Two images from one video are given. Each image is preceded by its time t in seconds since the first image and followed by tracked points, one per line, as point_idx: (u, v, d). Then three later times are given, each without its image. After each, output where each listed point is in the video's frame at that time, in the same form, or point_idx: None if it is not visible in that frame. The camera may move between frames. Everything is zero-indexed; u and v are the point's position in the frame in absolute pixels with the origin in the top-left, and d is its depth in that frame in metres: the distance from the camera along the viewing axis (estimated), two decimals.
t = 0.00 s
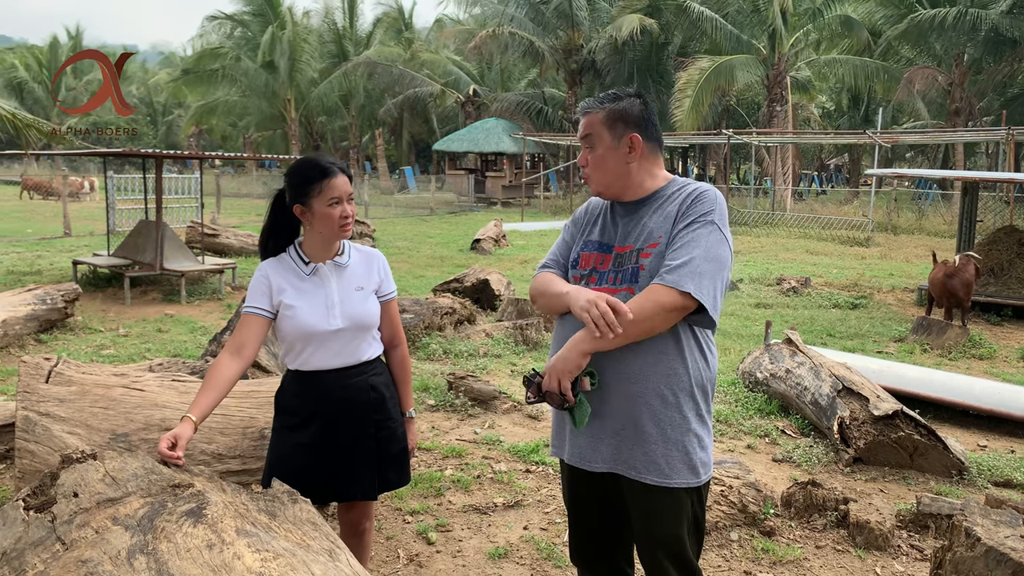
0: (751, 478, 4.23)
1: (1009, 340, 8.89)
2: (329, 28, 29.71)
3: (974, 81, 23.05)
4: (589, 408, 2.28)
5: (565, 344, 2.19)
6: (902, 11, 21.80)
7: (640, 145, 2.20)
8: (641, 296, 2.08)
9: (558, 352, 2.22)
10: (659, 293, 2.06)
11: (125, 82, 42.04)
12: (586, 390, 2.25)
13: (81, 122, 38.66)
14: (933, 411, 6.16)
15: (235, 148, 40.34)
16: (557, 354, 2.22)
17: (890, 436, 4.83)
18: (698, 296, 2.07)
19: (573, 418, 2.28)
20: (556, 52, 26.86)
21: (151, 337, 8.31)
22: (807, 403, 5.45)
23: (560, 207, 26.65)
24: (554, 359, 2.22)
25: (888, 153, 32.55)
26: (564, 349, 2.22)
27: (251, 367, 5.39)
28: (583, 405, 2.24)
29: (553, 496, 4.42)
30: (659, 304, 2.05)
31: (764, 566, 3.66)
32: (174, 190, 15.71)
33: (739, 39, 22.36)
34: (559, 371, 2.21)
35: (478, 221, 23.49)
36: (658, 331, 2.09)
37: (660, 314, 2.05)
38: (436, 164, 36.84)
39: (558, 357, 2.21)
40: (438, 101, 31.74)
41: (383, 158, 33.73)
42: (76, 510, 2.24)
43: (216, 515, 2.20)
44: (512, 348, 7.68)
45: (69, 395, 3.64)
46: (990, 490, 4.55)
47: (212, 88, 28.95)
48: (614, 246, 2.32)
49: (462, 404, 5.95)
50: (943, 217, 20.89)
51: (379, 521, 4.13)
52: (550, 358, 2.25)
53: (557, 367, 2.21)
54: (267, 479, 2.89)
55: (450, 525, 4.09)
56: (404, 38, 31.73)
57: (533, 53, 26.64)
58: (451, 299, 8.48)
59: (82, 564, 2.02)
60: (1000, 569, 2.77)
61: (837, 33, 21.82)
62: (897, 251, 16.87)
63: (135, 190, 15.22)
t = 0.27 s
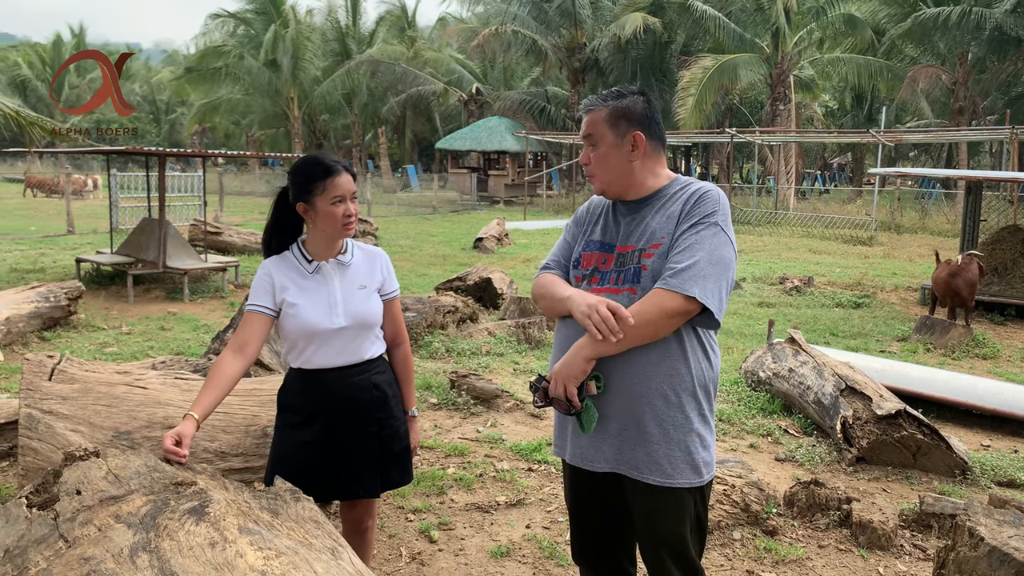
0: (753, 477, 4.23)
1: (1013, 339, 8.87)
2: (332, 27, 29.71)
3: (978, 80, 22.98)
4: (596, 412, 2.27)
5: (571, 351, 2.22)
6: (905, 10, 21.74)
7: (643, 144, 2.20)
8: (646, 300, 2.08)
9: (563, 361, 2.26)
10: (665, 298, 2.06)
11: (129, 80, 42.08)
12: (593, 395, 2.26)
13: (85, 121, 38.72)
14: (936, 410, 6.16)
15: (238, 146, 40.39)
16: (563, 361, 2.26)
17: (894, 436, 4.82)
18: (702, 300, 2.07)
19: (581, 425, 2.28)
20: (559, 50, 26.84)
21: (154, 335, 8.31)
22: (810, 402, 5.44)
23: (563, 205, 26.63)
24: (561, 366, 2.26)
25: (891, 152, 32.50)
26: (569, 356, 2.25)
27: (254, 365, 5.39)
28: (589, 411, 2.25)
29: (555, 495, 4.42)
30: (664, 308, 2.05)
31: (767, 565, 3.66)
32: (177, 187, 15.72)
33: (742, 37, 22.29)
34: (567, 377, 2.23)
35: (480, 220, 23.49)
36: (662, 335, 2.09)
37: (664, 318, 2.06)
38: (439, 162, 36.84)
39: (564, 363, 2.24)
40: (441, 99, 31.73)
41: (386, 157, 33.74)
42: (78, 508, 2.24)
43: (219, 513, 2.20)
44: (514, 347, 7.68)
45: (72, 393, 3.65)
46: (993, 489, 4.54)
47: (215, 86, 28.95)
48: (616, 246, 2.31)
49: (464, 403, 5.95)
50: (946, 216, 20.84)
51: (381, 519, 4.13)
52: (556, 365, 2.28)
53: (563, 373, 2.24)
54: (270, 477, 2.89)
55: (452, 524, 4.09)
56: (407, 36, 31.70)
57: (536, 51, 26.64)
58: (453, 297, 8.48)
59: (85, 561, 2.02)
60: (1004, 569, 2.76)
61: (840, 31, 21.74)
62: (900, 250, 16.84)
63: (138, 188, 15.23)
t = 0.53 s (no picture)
0: (756, 476, 4.22)
1: (1016, 339, 8.85)
2: (334, 26, 29.72)
3: (981, 79, 22.92)
4: (608, 418, 2.27)
5: (585, 356, 2.14)
6: (908, 8, 21.67)
7: (645, 142, 2.20)
8: (665, 306, 2.05)
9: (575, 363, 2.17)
10: (679, 303, 2.04)
11: (131, 79, 42.08)
12: (605, 399, 2.24)
13: (87, 119, 38.74)
14: (939, 410, 6.15)
15: (240, 145, 40.40)
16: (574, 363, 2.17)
17: (896, 435, 4.81)
18: (713, 304, 2.06)
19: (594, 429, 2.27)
20: (561, 49, 26.84)
21: (156, 334, 8.31)
22: (812, 402, 5.44)
23: (565, 204, 26.60)
24: (573, 369, 2.17)
25: (894, 151, 32.43)
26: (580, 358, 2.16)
27: (256, 363, 5.39)
28: (602, 416, 2.24)
29: (558, 494, 4.41)
30: (678, 313, 2.03)
31: (770, 565, 3.65)
32: (179, 186, 15.72)
33: (745, 36, 22.24)
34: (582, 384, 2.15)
35: (483, 219, 23.47)
36: (677, 340, 2.07)
37: (682, 324, 2.04)
38: (441, 161, 36.84)
39: (576, 366, 2.16)
40: (443, 98, 31.71)
41: (388, 156, 33.73)
42: (81, 507, 2.23)
43: (221, 512, 2.20)
44: (516, 346, 7.67)
45: (75, 391, 3.65)
46: (996, 489, 4.53)
47: (218, 84, 28.94)
48: (619, 246, 2.30)
49: (467, 402, 5.94)
50: (950, 215, 20.78)
51: (383, 518, 4.13)
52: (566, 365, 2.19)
53: (577, 376, 2.15)
54: (272, 476, 2.88)
55: (454, 523, 4.09)
56: (409, 35, 31.67)
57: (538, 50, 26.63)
58: (455, 296, 8.47)
59: (87, 560, 2.02)
60: (1008, 569, 2.76)
61: (843, 30, 21.68)
62: (903, 250, 16.80)
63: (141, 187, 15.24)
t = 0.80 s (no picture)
0: (757, 476, 4.22)
1: (1018, 338, 8.84)
2: (335, 25, 29.75)
3: (981, 78, 22.92)
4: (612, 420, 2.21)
5: (616, 358, 2.01)
6: (908, 7, 21.65)
7: (644, 140, 2.20)
8: (688, 315, 2.02)
9: (600, 362, 2.03)
10: (697, 310, 2.01)
11: (132, 79, 42.08)
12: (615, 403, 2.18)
13: (88, 119, 38.78)
14: (940, 409, 6.15)
15: (241, 145, 40.41)
16: (598, 361, 2.03)
17: (898, 434, 4.81)
18: (731, 312, 2.04)
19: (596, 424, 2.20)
20: (562, 49, 26.86)
21: (158, 334, 8.32)
22: (814, 401, 5.43)
23: (566, 204, 26.60)
24: (599, 371, 2.02)
25: (895, 150, 32.41)
26: (605, 356, 2.04)
27: (257, 363, 5.39)
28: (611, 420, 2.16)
29: (559, 494, 4.41)
30: (696, 320, 2.00)
31: (771, 564, 3.65)
32: (180, 186, 15.72)
33: (746, 36, 22.23)
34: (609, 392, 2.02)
35: (483, 218, 23.46)
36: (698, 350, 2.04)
37: (708, 336, 2.02)
38: (442, 160, 36.86)
39: (600, 367, 2.02)
40: (444, 97, 31.71)
41: (389, 155, 33.74)
42: (82, 507, 2.24)
43: (222, 512, 2.19)
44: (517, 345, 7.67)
45: (76, 391, 3.66)
46: (998, 488, 4.52)
47: (219, 84, 28.95)
48: (618, 246, 2.29)
49: (468, 402, 5.94)
50: (951, 215, 20.77)
51: (384, 518, 4.13)
52: (591, 360, 2.04)
53: (607, 386, 2.02)
54: (272, 476, 2.88)
55: (455, 522, 4.09)
56: (410, 34, 31.65)
57: (539, 49, 26.64)
58: (456, 295, 8.47)
59: (88, 560, 2.02)
60: (1009, 568, 2.75)
61: (844, 29, 21.66)
62: (904, 249, 16.77)
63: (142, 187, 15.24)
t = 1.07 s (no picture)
0: (757, 475, 4.22)
1: (1017, 337, 8.85)
2: (334, 25, 29.74)
3: (980, 77, 22.95)
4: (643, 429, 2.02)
5: (647, 356, 1.83)
6: (908, 6, 21.64)
7: (642, 139, 2.19)
8: (709, 310, 1.95)
9: (633, 361, 1.83)
10: (718, 304, 1.95)
11: (130, 79, 42.05)
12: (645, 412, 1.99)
13: (87, 119, 38.79)
14: (939, 408, 6.15)
15: (240, 144, 40.41)
16: (629, 360, 1.84)
17: (897, 434, 4.80)
18: (747, 305, 2.01)
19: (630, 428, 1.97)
20: (561, 48, 26.89)
21: (157, 334, 8.31)
22: (813, 400, 5.43)
23: (565, 203, 26.61)
24: (634, 371, 1.82)
25: (893, 149, 32.45)
26: (636, 354, 1.85)
27: (256, 363, 5.38)
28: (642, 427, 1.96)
29: (558, 494, 4.41)
30: (715, 313, 1.95)
31: (771, 564, 3.65)
32: (179, 186, 15.72)
33: (745, 35, 22.25)
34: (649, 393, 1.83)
35: (483, 217, 23.46)
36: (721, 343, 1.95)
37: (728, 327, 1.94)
38: (441, 160, 36.88)
39: (633, 366, 1.82)
40: (443, 97, 31.73)
41: (388, 155, 33.73)
42: (81, 508, 2.23)
43: (222, 512, 2.19)
44: (517, 345, 7.67)
45: (75, 392, 3.65)
46: (997, 487, 4.52)
47: (218, 84, 28.93)
48: (617, 246, 2.29)
49: (467, 401, 5.94)
50: (950, 214, 20.80)
51: (384, 518, 4.13)
52: (620, 362, 1.84)
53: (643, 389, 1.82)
54: (271, 476, 2.88)
55: (455, 522, 4.09)
56: (409, 34, 31.64)
57: (538, 49, 26.65)
58: (455, 295, 8.47)
59: (87, 561, 2.02)
60: (1009, 568, 2.75)
61: (843, 28, 21.67)
62: (903, 248, 16.79)
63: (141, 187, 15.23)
